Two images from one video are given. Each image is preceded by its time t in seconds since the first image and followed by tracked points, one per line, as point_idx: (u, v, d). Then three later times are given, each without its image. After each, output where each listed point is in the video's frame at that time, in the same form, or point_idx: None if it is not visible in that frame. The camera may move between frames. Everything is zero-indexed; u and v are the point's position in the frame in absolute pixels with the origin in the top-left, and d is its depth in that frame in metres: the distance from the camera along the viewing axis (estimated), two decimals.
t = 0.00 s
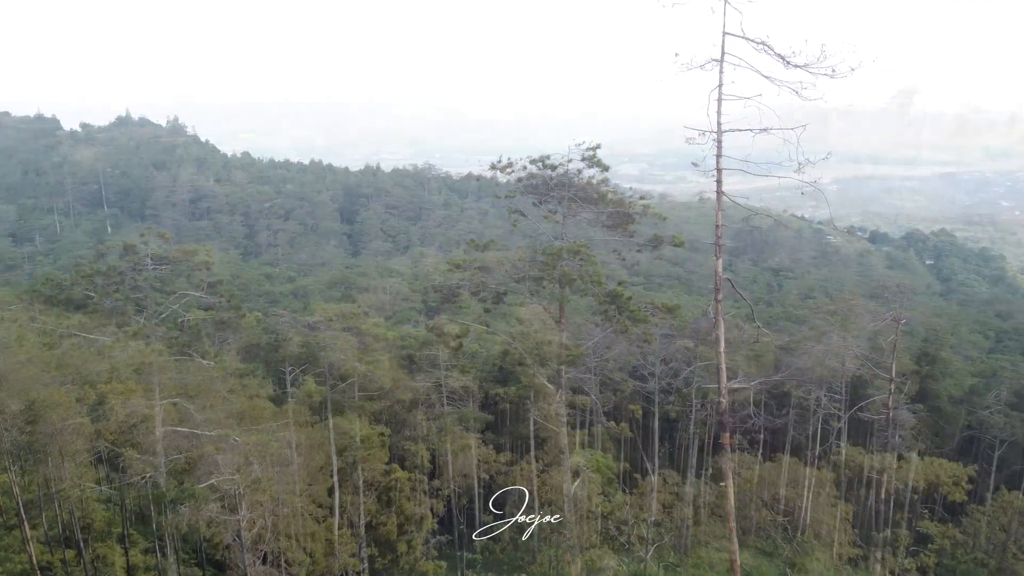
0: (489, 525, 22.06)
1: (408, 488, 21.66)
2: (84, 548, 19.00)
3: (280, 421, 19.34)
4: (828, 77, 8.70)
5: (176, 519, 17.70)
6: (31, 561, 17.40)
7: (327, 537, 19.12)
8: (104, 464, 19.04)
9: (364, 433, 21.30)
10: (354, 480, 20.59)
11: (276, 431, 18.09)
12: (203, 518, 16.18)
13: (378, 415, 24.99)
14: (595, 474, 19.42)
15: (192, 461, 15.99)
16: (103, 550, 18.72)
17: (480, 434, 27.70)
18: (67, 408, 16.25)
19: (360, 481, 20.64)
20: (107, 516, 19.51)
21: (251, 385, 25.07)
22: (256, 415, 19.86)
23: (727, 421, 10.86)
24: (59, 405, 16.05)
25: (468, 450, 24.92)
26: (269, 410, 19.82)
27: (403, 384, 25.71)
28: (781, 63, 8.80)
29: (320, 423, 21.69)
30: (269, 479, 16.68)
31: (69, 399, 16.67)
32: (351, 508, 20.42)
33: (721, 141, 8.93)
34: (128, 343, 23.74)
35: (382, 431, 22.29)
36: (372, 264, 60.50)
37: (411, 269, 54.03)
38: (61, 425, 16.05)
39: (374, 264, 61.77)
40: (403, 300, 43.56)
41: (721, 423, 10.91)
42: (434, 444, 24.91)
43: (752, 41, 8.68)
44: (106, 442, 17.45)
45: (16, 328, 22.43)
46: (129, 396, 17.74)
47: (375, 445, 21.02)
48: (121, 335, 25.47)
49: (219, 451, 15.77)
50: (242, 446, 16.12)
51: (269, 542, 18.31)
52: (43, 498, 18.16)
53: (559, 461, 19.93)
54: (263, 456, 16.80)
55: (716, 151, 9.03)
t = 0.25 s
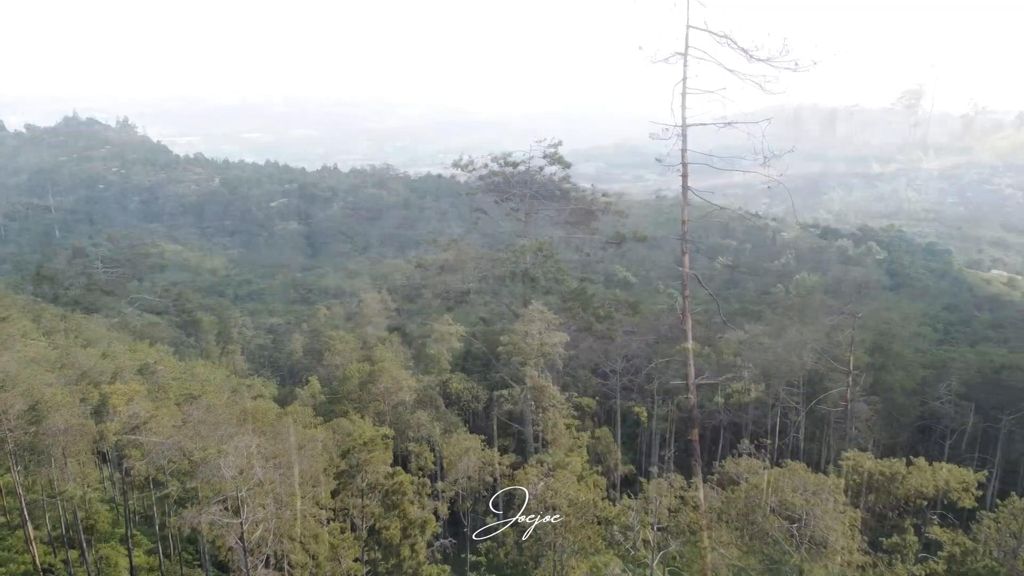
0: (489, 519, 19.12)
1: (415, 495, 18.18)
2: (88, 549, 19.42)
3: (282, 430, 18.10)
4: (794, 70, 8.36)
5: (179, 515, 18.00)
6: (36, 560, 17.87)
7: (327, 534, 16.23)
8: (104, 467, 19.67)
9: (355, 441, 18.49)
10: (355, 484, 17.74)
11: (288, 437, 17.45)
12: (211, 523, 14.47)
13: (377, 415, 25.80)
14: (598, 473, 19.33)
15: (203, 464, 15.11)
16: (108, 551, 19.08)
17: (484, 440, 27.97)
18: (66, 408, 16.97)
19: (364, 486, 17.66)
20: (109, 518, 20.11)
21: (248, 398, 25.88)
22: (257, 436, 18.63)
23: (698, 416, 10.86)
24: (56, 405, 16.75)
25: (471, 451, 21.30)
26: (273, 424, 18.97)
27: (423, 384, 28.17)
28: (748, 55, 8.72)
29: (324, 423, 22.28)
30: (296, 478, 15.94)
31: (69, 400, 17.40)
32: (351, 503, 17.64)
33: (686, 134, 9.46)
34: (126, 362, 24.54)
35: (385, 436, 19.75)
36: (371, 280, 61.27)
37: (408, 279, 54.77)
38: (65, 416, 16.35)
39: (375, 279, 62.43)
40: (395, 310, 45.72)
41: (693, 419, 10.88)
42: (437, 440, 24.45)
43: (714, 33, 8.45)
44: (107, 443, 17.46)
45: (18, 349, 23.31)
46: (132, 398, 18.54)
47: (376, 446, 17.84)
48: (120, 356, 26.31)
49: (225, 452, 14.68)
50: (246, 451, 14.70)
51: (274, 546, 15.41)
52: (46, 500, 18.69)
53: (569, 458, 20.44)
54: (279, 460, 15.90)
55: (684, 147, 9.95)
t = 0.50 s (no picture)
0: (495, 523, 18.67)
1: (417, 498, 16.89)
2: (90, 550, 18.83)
3: (284, 438, 17.67)
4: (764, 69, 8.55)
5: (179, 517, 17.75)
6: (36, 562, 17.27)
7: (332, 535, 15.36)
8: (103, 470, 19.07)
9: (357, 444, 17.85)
10: (358, 488, 16.51)
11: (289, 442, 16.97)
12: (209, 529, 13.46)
13: (381, 416, 25.82)
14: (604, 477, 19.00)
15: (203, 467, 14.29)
16: (110, 552, 18.69)
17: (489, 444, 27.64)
18: (70, 405, 16.56)
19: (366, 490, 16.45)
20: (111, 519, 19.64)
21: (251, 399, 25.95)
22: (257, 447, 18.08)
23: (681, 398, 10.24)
24: (57, 401, 16.31)
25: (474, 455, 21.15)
26: (275, 433, 18.47)
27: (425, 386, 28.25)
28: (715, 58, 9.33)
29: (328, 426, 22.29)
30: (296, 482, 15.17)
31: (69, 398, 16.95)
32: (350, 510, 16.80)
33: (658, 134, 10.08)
34: (129, 361, 24.58)
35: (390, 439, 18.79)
36: (374, 281, 61.40)
37: (410, 282, 54.93)
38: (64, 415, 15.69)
39: (378, 280, 62.59)
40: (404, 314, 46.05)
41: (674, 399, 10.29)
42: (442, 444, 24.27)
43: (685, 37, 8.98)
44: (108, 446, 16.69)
45: (21, 348, 23.33)
46: (135, 399, 17.88)
47: (379, 448, 16.64)
48: (124, 356, 26.43)
49: (226, 453, 13.88)
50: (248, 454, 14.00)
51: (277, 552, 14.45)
52: (46, 500, 18.10)
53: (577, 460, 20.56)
54: (280, 464, 15.12)
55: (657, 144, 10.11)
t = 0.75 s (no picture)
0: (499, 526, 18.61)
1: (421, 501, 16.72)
2: (94, 550, 18.67)
3: (286, 441, 17.56)
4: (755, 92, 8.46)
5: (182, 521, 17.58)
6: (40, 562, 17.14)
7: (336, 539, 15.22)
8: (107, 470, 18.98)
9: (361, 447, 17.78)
10: (361, 490, 16.23)
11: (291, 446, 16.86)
12: (211, 533, 13.26)
13: (385, 417, 25.89)
14: (609, 481, 18.91)
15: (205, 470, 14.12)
16: (114, 553, 18.54)
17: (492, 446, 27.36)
18: (74, 405, 16.53)
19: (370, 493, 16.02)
20: (115, 519, 19.51)
21: (255, 400, 26.03)
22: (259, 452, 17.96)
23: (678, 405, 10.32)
24: (61, 401, 16.28)
25: (478, 457, 21.17)
26: (278, 436, 18.37)
27: (430, 388, 28.35)
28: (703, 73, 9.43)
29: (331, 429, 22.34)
30: (299, 485, 15.02)
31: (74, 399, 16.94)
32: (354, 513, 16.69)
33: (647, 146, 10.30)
34: (134, 362, 24.71)
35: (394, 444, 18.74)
36: (379, 281, 61.58)
37: (414, 282, 55.10)
38: (68, 416, 15.62)
39: (382, 281, 62.78)
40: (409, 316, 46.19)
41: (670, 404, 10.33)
42: (446, 446, 24.30)
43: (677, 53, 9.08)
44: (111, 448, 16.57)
45: (27, 348, 23.49)
46: (138, 400, 17.74)
47: (382, 451, 16.54)
48: (129, 356, 26.56)
49: (229, 456, 13.73)
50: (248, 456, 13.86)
51: (280, 555, 14.22)
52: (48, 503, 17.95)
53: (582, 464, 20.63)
54: (284, 468, 14.97)
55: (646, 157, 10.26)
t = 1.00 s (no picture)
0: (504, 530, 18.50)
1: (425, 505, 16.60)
2: (99, 551, 18.72)
3: (290, 443, 17.50)
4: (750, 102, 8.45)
5: (186, 525, 17.40)
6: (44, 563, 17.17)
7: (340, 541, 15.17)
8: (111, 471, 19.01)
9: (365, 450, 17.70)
10: (366, 493, 16.02)
11: (295, 451, 16.70)
12: (214, 536, 13.20)
13: (390, 418, 25.89)
14: (616, 484, 18.78)
15: (208, 473, 14.07)
16: (118, 554, 18.56)
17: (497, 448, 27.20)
18: (79, 406, 16.58)
19: (375, 496, 15.93)
20: (119, 520, 19.53)
21: (261, 401, 26.10)
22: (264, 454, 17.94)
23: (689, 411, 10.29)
24: (65, 402, 16.32)
25: (484, 459, 21.09)
26: (282, 439, 18.32)
27: (435, 390, 28.35)
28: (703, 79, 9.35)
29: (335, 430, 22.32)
30: (302, 489, 14.93)
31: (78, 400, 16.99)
32: (358, 516, 16.64)
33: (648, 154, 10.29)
34: (140, 363, 24.78)
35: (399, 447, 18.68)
36: (384, 282, 61.67)
37: (420, 282, 55.17)
38: (72, 417, 15.66)
39: (388, 281, 62.87)
40: (413, 316, 46.21)
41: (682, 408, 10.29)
42: (451, 447, 24.28)
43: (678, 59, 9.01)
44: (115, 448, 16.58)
45: (33, 348, 23.58)
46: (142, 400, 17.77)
47: (386, 454, 16.44)
48: (134, 357, 26.65)
49: (232, 460, 13.68)
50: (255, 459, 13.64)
51: (284, 558, 14.13)
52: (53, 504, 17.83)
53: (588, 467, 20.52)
54: (287, 472, 14.91)
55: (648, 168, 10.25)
